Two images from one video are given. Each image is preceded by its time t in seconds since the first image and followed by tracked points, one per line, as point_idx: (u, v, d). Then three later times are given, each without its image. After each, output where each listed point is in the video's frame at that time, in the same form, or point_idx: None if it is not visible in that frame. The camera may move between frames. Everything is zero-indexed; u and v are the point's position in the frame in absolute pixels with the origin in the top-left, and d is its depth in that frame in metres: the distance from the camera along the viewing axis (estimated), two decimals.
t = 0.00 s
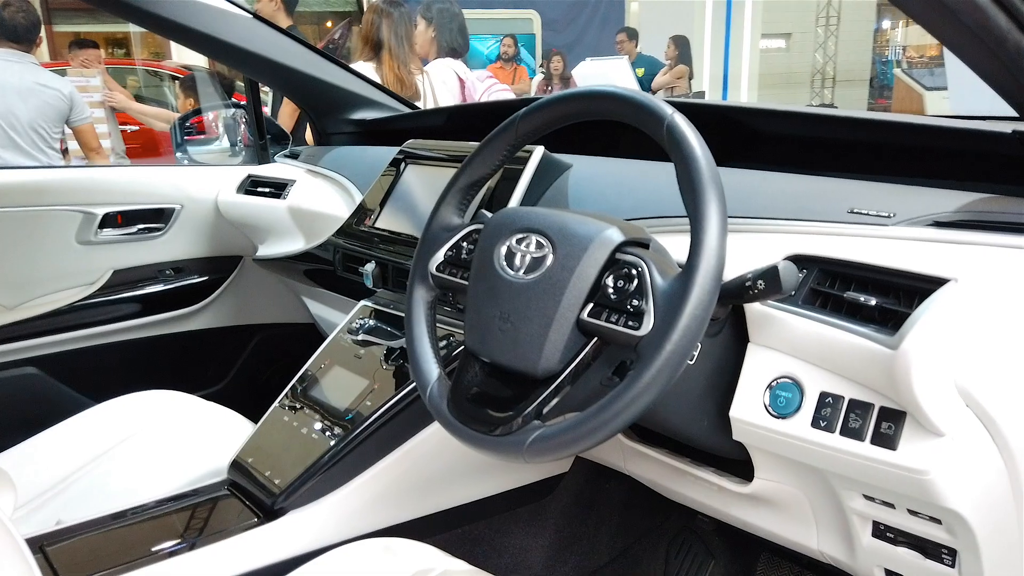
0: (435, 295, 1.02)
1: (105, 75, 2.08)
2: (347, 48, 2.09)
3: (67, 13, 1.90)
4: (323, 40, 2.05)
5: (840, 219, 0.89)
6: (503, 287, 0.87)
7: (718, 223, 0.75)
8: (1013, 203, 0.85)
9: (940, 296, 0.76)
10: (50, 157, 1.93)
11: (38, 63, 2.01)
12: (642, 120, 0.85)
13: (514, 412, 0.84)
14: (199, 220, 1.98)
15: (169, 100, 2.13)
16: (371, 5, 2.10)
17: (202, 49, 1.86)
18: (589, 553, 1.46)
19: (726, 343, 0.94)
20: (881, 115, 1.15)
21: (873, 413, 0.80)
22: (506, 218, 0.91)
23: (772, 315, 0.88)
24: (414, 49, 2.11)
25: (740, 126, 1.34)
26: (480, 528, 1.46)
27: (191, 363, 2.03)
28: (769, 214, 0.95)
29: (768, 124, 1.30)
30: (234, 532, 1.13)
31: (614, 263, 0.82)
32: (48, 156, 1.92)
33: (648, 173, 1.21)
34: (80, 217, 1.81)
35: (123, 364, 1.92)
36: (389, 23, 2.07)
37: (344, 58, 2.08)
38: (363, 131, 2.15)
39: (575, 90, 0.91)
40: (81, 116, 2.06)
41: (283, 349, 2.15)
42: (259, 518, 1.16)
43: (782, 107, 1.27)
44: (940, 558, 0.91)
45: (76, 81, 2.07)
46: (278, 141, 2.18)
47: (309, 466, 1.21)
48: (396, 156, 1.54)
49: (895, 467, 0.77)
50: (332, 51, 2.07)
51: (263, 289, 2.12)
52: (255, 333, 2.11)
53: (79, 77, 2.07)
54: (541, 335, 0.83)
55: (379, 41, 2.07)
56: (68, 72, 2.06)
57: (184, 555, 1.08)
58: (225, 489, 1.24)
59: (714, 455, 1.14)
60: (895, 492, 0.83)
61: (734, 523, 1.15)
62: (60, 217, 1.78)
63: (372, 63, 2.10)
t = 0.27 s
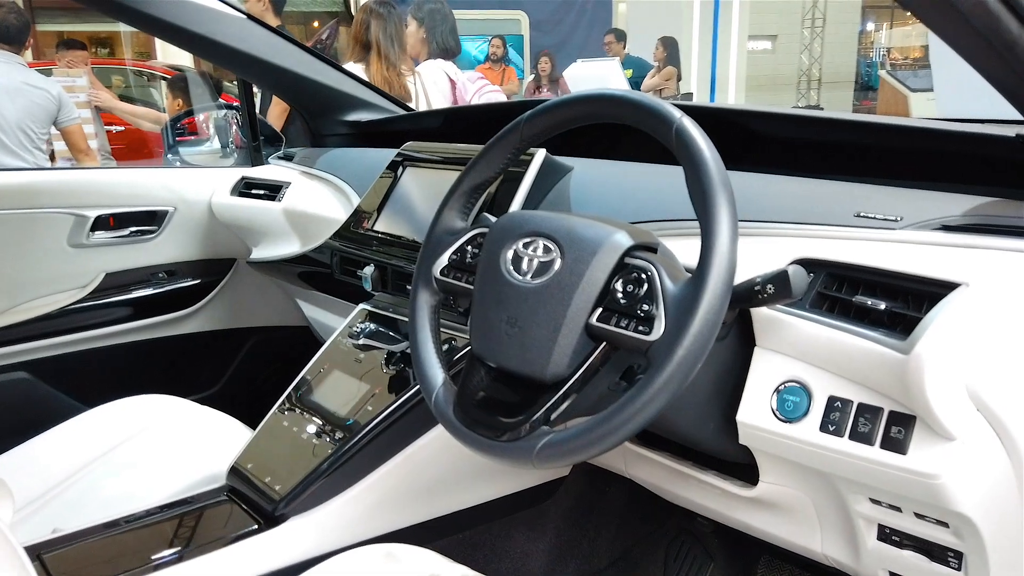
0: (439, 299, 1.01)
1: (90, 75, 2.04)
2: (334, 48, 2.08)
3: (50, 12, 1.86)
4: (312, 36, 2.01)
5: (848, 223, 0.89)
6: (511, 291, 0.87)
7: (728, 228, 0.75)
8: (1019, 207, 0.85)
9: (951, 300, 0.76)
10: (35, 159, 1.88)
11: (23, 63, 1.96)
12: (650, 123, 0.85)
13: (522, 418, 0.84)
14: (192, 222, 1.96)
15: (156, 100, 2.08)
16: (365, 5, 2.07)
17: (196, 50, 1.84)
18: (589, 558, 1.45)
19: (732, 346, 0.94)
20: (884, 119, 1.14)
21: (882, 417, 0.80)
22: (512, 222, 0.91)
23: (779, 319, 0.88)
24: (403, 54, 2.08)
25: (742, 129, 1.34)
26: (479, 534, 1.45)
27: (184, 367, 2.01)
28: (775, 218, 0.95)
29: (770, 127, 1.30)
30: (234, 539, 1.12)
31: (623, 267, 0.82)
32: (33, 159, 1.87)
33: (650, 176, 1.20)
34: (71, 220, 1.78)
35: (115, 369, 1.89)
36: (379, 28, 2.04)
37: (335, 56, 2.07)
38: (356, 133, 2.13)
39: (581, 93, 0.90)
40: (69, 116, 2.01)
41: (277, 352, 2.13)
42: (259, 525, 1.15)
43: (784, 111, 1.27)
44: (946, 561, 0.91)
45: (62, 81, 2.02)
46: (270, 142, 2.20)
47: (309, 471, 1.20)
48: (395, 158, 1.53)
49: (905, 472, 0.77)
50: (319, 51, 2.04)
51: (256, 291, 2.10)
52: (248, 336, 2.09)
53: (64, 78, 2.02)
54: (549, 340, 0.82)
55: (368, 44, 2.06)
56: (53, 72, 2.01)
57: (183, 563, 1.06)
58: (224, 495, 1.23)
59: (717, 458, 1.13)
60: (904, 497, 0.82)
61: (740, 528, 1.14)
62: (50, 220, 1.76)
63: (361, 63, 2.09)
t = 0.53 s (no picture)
0: (445, 305, 1.00)
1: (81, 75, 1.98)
2: (324, 49, 2.03)
3: (39, 12, 1.85)
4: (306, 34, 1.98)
5: (857, 229, 0.89)
6: (520, 297, 0.86)
7: (742, 235, 0.75)
8: None
9: (963, 307, 0.76)
10: (28, 163, 1.85)
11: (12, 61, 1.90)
12: (660, 128, 0.84)
13: (532, 426, 0.83)
14: (188, 226, 1.94)
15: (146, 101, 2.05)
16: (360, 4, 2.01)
17: (193, 53, 1.83)
18: (591, 563, 1.44)
19: (740, 352, 0.94)
20: (890, 125, 1.14)
21: (893, 424, 0.80)
22: (521, 227, 0.90)
23: (788, 325, 0.88)
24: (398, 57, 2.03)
25: (746, 135, 1.34)
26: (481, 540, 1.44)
27: (180, 371, 1.99)
28: (784, 223, 0.94)
29: (774, 132, 1.30)
30: (237, 547, 1.11)
31: (633, 273, 0.81)
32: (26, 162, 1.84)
33: (654, 180, 1.20)
34: (66, 223, 1.77)
35: (110, 373, 1.87)
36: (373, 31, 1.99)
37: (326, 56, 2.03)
38: (353, 135, 2.11)
39: (589, 98, 0.90)
40: (60, 124, 1.95)
41: (273, 356, 2.11)
42: (262, 533, 1.14)
43: (788, 115, 1.27)
44: (954, 567, 0.90)
45: (50, 81, 1.96)
46: (267, 144, 2.18)
47: (311, 479, 1.18)
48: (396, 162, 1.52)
49: (917, 479, 0.77)
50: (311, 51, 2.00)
51: (253, 294, 2.09)
52: (244, 339, 2.08)
53: (53, 78, 1.96)
54: (559, 347, 0.82)
55: (362, 47, 2.02)
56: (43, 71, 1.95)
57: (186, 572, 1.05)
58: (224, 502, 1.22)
59: (722, 463, 1.13)
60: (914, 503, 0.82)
61: (743, 532, 1.14)
62: (46, 223, 1.74)
63: (355, 64, 2.06)
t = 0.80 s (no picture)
0: (451, 312, 1.00)
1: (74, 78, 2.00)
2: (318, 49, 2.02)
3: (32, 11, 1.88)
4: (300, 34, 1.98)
5: (867, 236, 0.89)
6: (529, 306, 0.85)
7: (755, 244, 0.74)
8: None
9: (976, 316, 0.76)
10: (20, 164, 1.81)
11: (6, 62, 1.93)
12: (670, 136, 0.84)
13: (543, 435, 0.82)
14: (186, 230, 1.93)
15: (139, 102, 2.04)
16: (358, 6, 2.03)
17: (192, 56, 1.81)
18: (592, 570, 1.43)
19: (749, 360, 0.93)
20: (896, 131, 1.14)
21: (905, 433, 0.79)
22: (529, 235, 0.90)
23: (798, 333, 0.87)
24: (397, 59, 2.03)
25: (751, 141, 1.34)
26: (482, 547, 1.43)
27: (177, 376, 1.97)
28: (793, 231, 0.94)
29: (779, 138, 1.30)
30: (242, 557, 1.10)
31: (644, 282, 0.81)
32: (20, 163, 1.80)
33: (659, 187, 1.20)
34: (63, 227, 1.75)
35: (107, 379, 1.86)
36: (371, 33, 2.00)
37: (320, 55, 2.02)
38: (351, 139, 2.11)
39: (597, 105, 0.89)
40: (53, 129, 1.93)
41: (271, 360, 2.10)
42: (267, 543, 1.13)
43: (793, 121, 1.27)
44: None
45: (42, 82, 1.97)
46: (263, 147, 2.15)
47: (314, 488, 1.17)
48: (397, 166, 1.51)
49: (929, 488, 0.76)
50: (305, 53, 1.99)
51: (250, 299, 2.07)
52: (241, 344, 2.06)
53: (45, 78, 1.97)
54: (570, 357, 0.81)
55: (360, 49, 2.02)
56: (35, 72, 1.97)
57: None
58: (227, 510, 1.21)
59: (727, 470, 1.12)
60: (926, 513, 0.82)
61: (748, 539, 1.13)
62: (42, 227, 1.72)
63: (354, 67, 2.07)
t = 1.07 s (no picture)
0: (458, 320, 0.99)
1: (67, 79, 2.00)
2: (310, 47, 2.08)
3: (24, 10, 1.87)
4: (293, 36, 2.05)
5: (876, 245, 0.89)
6: (537, 315, 0.85)
7: (767, 254, 0.74)
8: None
9: (989, 326, 0.76)
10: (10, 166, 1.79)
11: None
12: (680, 144, 0.83)
13: (552, 446, 0.82)
14: (185, 234, 1.92)
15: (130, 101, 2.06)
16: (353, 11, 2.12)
17: (193, 60, 1.81)
18: None
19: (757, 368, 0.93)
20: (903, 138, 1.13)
21: (916, 443, 0.79)
22: (538, 243, 0.89)
23: (808, 342, 0.87)
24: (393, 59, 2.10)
25: (758, 147, 1.34)
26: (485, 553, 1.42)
27: (174, 381, 1.96)
28: (801, 239, 0.94)
29: (785, 144, 1.30)
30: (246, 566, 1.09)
31: (655, 291, 0.80)
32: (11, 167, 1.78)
33: (665, 193, 1.19)
34: (61, 232, 1.74)
35: (105, 384, 1.84)
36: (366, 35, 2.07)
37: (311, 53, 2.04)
38: (352, 143, 2.09)
39: (606, 113, 0.89)
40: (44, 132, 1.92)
41: (269, 364, 2.09)
42: (272, 551, 1.12)
43: (799, 127, 1.27)
44: None
45: (36, 83, 1.96)
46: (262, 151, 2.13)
47: (318, 496, 1.17)
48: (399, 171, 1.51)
49: (941, 498, 0.76)
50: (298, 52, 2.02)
51: (250, 303, 2.06)
52: (240, 348, 2.05)
53: (38, 79, 1.96)
54: (580, 367, 0.81)
55: (355, 51, 2.09)
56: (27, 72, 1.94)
57: None
58: (229, 518, 1.20)
59: (732, 477, 1.12)
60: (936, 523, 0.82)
61: (753, 547, 1.13)
62: (40, 232, 1.71)
63: (351, 68, 2.11)
